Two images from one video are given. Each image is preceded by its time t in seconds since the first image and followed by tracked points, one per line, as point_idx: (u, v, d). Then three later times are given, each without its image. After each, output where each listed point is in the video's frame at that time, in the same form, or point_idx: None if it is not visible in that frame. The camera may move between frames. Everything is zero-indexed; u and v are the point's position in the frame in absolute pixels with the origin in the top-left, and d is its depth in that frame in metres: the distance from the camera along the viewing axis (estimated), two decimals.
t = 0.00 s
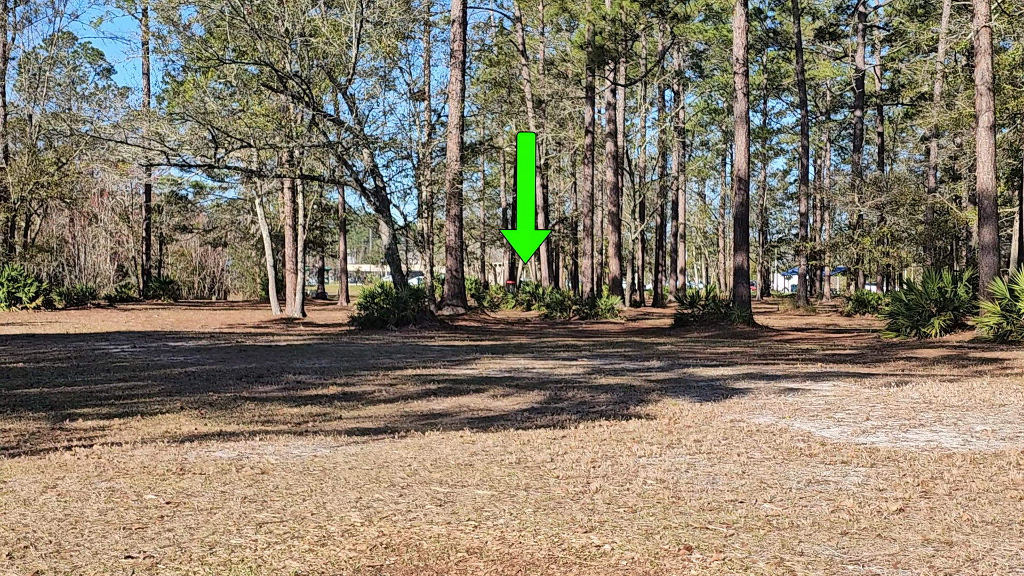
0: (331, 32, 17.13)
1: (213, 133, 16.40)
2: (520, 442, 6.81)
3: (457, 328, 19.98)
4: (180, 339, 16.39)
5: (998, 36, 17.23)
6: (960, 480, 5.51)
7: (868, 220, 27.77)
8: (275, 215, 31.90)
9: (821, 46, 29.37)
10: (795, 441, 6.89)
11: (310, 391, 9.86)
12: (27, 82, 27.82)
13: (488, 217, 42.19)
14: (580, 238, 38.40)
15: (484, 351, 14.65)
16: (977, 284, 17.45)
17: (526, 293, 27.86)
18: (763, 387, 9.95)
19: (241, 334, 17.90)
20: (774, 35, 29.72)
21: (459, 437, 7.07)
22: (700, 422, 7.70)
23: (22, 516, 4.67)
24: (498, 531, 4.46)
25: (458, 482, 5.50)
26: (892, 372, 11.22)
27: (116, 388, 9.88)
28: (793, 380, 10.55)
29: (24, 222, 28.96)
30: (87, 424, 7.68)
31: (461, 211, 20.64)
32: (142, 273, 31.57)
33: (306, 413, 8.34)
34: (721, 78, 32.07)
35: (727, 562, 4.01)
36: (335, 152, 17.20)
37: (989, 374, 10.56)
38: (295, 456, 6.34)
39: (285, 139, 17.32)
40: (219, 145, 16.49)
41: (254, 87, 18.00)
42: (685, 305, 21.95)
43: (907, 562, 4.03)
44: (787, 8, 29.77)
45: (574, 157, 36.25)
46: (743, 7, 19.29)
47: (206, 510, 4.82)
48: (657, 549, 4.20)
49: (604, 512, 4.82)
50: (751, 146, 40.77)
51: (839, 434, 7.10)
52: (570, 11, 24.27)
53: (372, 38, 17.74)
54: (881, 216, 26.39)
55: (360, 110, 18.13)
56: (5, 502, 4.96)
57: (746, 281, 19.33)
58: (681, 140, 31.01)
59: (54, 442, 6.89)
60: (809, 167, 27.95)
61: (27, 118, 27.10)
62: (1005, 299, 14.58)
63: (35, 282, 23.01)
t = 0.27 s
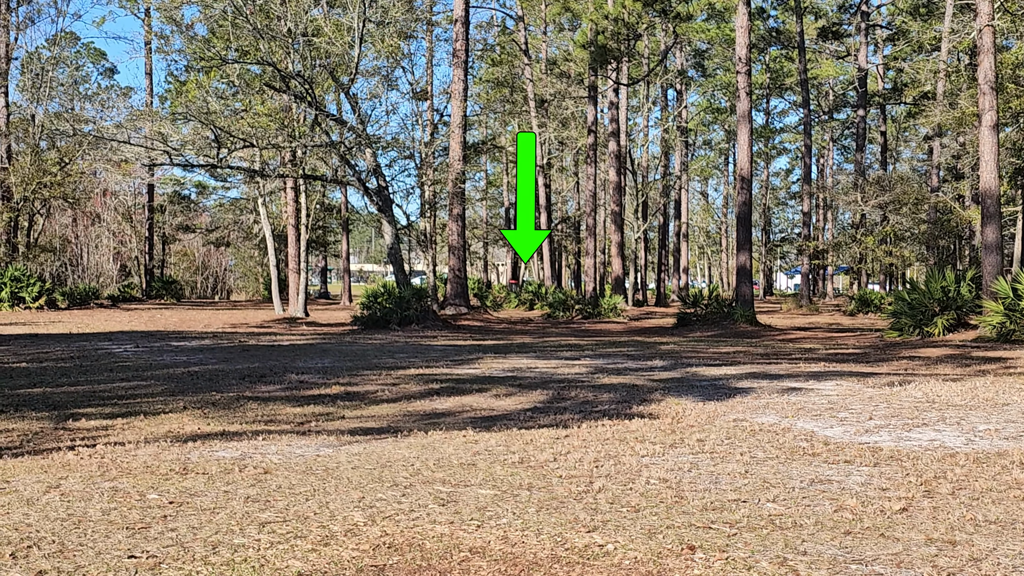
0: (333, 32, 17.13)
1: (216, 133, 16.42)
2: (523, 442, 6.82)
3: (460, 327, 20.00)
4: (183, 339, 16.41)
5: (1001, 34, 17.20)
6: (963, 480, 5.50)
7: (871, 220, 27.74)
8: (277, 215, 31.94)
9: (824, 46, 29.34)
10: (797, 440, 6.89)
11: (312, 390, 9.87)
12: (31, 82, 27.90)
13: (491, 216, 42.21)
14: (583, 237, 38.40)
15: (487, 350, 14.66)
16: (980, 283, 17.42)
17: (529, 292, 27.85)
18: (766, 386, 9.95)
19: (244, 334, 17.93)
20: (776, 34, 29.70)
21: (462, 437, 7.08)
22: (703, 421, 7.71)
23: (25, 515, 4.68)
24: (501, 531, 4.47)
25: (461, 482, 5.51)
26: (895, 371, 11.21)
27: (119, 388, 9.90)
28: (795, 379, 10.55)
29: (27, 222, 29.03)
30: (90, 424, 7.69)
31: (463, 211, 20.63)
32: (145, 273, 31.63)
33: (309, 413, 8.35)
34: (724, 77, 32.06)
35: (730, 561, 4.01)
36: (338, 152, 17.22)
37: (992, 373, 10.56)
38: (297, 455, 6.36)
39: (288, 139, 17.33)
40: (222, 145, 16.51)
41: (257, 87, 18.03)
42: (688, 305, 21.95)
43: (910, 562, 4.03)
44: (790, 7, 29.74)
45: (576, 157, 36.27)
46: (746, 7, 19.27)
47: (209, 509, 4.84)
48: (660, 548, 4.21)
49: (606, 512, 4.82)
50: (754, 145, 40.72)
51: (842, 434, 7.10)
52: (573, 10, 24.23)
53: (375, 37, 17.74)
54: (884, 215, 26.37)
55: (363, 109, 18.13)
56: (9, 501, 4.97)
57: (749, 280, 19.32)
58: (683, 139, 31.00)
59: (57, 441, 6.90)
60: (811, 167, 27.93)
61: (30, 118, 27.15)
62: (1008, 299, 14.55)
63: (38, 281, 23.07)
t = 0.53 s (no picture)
0: (334, 32, 17.15)
1: (217, 133, 16.43)
2: (524, 441, 6.83)
3: (461, 326, 19.99)
4: (185, 338, 16.42)
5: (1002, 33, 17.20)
6: (965, 480, 5.50)
7: (872, 219, 27.73)
8: (278, 215, 31.97)
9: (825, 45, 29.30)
10: (799, 440, 6.89)
11: (314, 390, 9.88)
12: (32, 82, 27.94)
13: (492, 216, 42.21)
14: (584, 236, 38.39)
15: (488, 350, 14.67)
16: (982, 282, 17.41)
17: (530, 292, 27.82)
18: (767, 386, 9.95)
19: (246, 333, 17.93)
20: (778, 33, 29.70)
21: (463, 436, 7.08)
22: (704, 421, 7.71)
23: (27, 515, 4.69)
24: (503, 530, 4.47)
25: (463, 481, 5.52)
26: (896, 371, 11.20)
27: (120, 387, 9.91)
28: (796, 379, 10.55)
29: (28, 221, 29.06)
30: (91, 424, 7.70)
31: (464, 211, 20.63)
32: (147, 273, 31.66)
33: (310, 412, 8.35)
34: (725, 76, 32.06)
35: (732, 561, 4.02)
36: (340, 152, 17.22)
37: (993, 372, 10.57)
38: (299, 455, 6.36)
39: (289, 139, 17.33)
40: (223, 144, 16.51)
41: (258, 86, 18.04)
42: (689, 304, 21.94)
43: (912, 561, 4.03)
44: (791, 6, 29.72)
45: (577, 156, 36.28)
46: (747, 6, 19.25)
47: (210, 509, 4.84)
48: (661, 548, 4.21)
49: (608, 511, 4.83)
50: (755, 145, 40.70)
51: (843, 433, 7.10)
52: (574, 9, 24.21)
53: (376, 37, 17.77)
54: (886, 214, 26.37)
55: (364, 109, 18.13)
56: (9, 501, 4.98)
57: (750, 280, 19.31)
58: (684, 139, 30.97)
59: (59, 441, 6.91)
60: (813, 166, 27.92)
61: (31, 118, 27.19)
62: (1010, 298, 14.53)
63: (39, 281, 23.09)
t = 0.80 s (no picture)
0: (335, 31, 17.18)
1: (218, 132, 16.44)
2: (525, 441, 6.82)
3: (462, 326, 19.98)
4: (186, 338, 16.42)
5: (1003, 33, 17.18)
6: (965, 479, 5.49)
7: (873, 218, 27.73)
8: (279, 214, 31.99)
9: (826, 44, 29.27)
10: (800, 439, 6.89)
11: (314, 390, 9.86)
12: (33, 81, 27.97)
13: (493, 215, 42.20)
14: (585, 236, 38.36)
15: (488, 350, 14.65)
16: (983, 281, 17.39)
17: (531, 292, 27.80)
18: (768, 386, 9.94)
19: (246, 333, 17.92)
20: (778, 33, 29.70)
21: (464, 436, 7.08)
22: (704, 420, 7.70)
23: (27, 515, 4.70)
24: (503, 530, 4.48)
25: (464, 481, 5.52)
26: (897, 370, 11.18)
27: (121, 387, 9.91)
28: (797, 378, 10.54)
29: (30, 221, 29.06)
30: (91, 423, 7.70)
31: (465, 210, 20.61)
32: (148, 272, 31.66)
33: (311, 412, 8.35)
34: (725, 76, 32.06)
35: (733, 560, 4.02)
36: (340, 151, 17.22)
37: (994, 371, 10.55)
38: (300, 454, 6.37)
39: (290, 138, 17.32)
40: (224, 144, 16.52)
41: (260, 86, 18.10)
42: (689, 304, 21.92)
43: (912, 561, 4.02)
44: (792, 6, 29.72)
45: (578, 156, 36.28)
46: (747, 6, 19.24)
47: (211, 508, 4.85)
48: (662, 547, 4.21)
49: (609, 511, 4.82)
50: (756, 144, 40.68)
51: (844, 433, 7.09)
52: (574, 9, 24.20)
53: (377, 36, 17.80)
54: (886, 214, 26.36)
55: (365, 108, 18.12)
56: (10, 501, 4.98)
57: (751, 279, 19.29)
58: (685, 138, 30.94)
59: (59, 441, 6.91)
60: (813, 165, 27.91)
61: (32, 117, 27.18)
62: (1011, 298, 14.51)
63: (40, 281, 23.08)
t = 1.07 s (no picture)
0: (340, 37, 17.41)
1: (224, 138, 16.55)
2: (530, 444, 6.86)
3: (467, 330, 20.03)
4: (192, 342, 16.50)
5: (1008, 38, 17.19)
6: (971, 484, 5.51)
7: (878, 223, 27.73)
8: (285, 219, 32.12)
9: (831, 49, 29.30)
10: (804, 443, 6.91)
11: (320, 394, 9.92)
12: (41, 87, 28.17)
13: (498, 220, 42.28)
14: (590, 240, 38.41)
15: (493, 354, 14.68)
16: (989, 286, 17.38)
17: (536, 296, 27.84)
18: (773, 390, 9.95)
19: (252, 338, 18.00)
20: (783, 38, 29.75)
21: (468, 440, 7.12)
22: (709, 425, 7.72)
23: (36, 518, 4.76)
24: (508, 534, 4.52)
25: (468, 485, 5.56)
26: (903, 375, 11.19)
27: (127, 391, 9.99)
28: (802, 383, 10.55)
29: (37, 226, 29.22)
30: (99, 427, 7.77)
31: (470, 215, 20.69)
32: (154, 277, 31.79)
33: (317, 416, 8.42)
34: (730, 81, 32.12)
35: (737, 564, 4.06)
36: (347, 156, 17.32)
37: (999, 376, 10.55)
38: (305, 458, 6.42)
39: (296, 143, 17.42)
40: (231, 149, 16.63)
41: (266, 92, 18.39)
42: (695, 309, 21.93)
43: (917, 565, 4.05)
44: (796, 11, 29.78)
45: (583, 160, 36.36)
46: (752, 11, 19.27)
47: (218, 511, 4.91)
48: (667, 551, 4.24)
49: (614, 515, 4.86)
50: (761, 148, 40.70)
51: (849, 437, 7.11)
52: (579, 15, 24.29)
53: (382, 42, 18.07)
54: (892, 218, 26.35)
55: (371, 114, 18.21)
56: (18, 505, 5.04)
57: (756, 284, 19.32)
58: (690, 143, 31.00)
59: (67, 444, 6.98)
60: (818, 170, 27.92)
61: (40, 123, 27.36)
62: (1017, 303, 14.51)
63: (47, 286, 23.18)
